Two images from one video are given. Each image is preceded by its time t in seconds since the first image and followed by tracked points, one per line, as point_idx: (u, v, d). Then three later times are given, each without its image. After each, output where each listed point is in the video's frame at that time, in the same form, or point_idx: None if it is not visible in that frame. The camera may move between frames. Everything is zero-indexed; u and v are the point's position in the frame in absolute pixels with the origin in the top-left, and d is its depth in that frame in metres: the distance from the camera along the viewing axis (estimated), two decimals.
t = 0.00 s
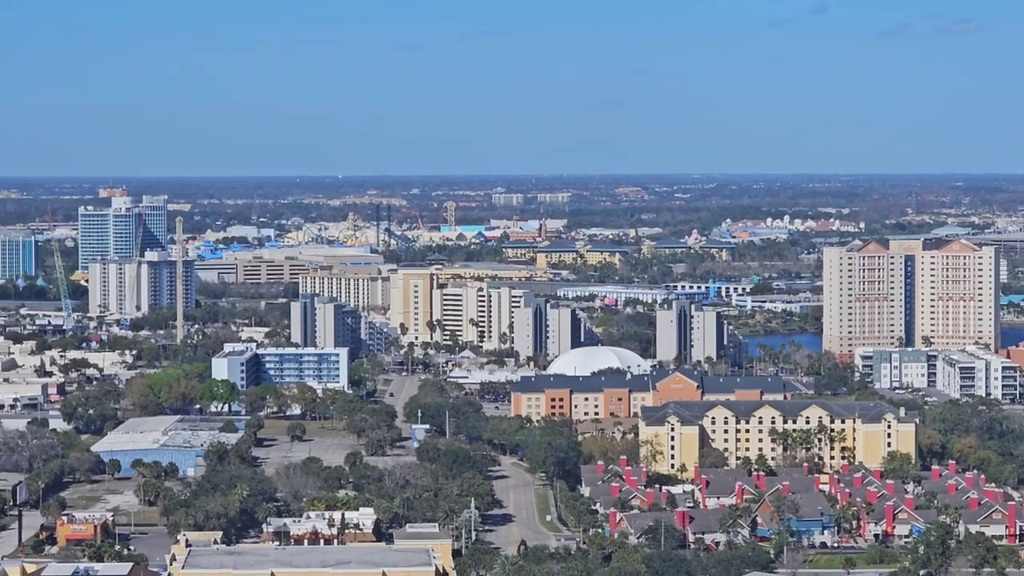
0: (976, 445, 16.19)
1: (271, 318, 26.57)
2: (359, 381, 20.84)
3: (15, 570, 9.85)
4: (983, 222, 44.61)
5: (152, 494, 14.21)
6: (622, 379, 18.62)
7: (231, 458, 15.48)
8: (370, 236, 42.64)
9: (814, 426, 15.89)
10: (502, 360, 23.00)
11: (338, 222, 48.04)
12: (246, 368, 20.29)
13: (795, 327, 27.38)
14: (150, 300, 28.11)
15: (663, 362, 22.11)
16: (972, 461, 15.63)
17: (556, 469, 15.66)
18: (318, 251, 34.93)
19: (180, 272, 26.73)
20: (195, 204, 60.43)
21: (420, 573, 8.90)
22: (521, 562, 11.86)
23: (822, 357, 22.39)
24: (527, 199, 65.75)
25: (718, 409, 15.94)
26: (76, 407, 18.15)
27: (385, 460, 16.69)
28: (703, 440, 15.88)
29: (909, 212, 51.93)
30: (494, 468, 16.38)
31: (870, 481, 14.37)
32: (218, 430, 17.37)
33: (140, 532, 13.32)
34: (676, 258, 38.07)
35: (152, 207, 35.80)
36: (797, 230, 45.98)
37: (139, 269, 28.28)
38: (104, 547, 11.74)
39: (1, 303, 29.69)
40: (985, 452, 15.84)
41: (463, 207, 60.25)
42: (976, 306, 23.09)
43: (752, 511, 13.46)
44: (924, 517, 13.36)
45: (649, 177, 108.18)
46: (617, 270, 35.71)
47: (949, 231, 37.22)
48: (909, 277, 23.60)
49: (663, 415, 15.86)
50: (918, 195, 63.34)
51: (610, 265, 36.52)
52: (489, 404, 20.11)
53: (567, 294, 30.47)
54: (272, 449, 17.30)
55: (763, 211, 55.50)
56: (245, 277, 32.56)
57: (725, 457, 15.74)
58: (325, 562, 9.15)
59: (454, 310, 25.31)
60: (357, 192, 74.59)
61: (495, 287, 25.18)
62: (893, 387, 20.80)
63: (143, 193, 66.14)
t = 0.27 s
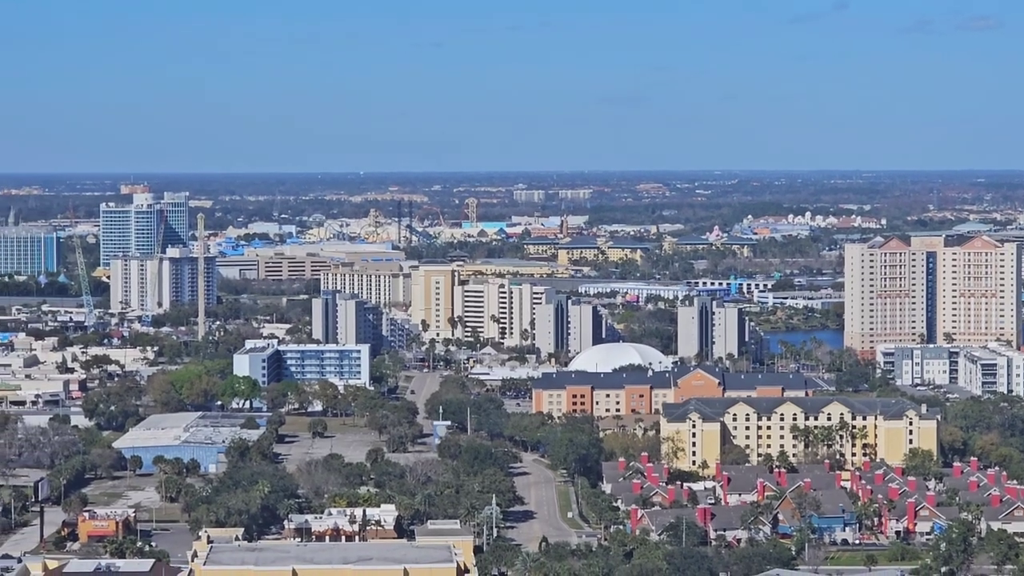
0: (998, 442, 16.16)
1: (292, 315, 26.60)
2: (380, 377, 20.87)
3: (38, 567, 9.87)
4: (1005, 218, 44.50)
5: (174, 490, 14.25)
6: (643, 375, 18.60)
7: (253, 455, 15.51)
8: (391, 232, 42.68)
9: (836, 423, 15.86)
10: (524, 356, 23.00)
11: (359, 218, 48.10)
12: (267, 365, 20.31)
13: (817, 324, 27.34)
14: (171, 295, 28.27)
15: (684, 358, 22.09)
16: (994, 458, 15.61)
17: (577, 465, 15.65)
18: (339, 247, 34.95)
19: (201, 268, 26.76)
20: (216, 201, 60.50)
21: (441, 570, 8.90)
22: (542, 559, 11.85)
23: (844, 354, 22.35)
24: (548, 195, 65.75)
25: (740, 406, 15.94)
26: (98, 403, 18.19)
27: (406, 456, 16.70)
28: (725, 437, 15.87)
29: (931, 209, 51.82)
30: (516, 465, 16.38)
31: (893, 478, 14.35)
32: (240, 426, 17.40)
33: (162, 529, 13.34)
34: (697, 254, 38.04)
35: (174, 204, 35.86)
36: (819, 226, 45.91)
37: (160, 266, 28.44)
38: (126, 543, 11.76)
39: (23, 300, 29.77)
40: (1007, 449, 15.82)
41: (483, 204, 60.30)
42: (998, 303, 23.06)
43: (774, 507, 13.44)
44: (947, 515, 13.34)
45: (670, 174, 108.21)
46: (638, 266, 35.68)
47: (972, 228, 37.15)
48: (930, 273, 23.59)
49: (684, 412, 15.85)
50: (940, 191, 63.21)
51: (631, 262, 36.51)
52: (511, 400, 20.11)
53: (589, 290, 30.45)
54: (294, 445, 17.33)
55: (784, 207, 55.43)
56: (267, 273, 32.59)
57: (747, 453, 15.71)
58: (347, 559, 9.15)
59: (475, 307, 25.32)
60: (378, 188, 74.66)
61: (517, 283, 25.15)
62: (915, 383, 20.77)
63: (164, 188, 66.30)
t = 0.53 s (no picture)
0: (1022, 440, 16.11)
1: (316, 312, 26.61)
2: (404, 375, 20.90)
3: (64, 565, 9.89)
4: None
5: (197, 488, 14.31)
6: (666, 373, 18.59)
7: (277, 452, 15.53)
8: (414, 229, 42.68)
9: (859, 420, 15.83)
10: (548, 353, 22.98)
11: (383, 216, 48.12)
12: (291, 362, 20.34)
13: (840, 321, 27.29)
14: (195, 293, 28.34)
15: (708, 356, 22.06)
16: (1018, 456, 15.56)
17: (601, 463, 15.64)
18: (362, 245, 34.97)
19: (225, 266, 26.79)
20: (240, 198, 60.58)
21: (464, 569, 8.91)
22: (565, 556, 11.85)
23: (867, 352, 22.30)
24: (572, 192, 65.71)
25: (763, 403, 15.93)
26: (122, 401, 18.23)
27: (429, 454, 16.71)
28: (749, 434, 15.85)
29: (955, 206, 51.70)
30: (539, 462, 16.38)
31: (916, 475, 14.30)
32: (264, 424, 17.42)
33: (186, 525, 13.37)
34: (721, 251, 37.99)
35: (198, 201, 35.91)
36: (843, 224, 45.81)
37: (184, 263, 28.51)
38: (150, 540, 11.78)
39: (48, 297, 29.85)
40: None
41: (507, 201, 60.31)
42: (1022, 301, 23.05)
43: (797, 505, 13.42)
44: (970, 513, 13.31)
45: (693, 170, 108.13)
46: (662, 263, 35.64)
47: (996, 226, 37.03)
48: (955, 271, 23.56)
49: (708, 410, 15.83)
50: (965, 189, 63.07)
51: (655, 259, 36.47)
52: (534, 398, 20.11)
53: (612, 287, 30.42)
54: (318, 442, 17.35)
55: (808, 204, 55.36)
56: (291, 271, 32.61)
57: (770, 451, 15.69)
58: (370, 556, 9.15)
59: (499, 305, 25.30)
60: (402, 185, 74.69)
61: (540, 280, 25.13)
62: (939, 381, 20.73)
63: (188, 185, 66.41)
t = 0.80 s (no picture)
0: None
1: (342, 310, 26.58)
2: (430, 372, 20.86)
3: (90, 562, 9.86)
4: None
5: (224, 486, 14.30)
6: (692, 371, 18.53)
7: (303, 450, 15.49)
8: (440, 227, 42.64)
9: (886, 419, 15.73)
10: (574, 352, 22.92)
11: (409, 214, 48.09)
12: (317, 360, 20.32)
13: (867, 320, 27.17)
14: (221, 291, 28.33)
15: (734, 354, 21.98)
16: None
17: (627, 461, 15.57)
18: (388, 243, 34.94)
19: (251, 264, 26.78)
20: (266, 195, 60.62)
21: (489, 567, 8.86)
22: (591, 555, 11.79)
23: (894, 350, 22.19)
24: (598, 190, 65.64)
25: (790, 402, 15.86)
26: (148, 399, 18.22)
27: (455, 452, 16.66)
28: (775, 433, 15.77)
29: (982, 204, 51.50)
30: (565, 461, 16.32)
31: (943, 474, 14.23)
32: (289, 422, 17.39)
33: (212, 524, 13.34)
34: (747, 249, 37.88)
35: (224, 199, 35.91)
36: (870, 222, 45.66)
37: (210, 261, 28.50)
38: (176, 539, 11.75)
39: (74, 295, 29.87)
40: None
41: (533, 200, 60.23)
42: None
43: (823, 503, 13.36)
44: (997, 511, 13.24)
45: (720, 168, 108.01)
46: (688, 262, 35.56)
47: None
48: (982, 269, 23.44)
49: (734, 408, 15.76)
50: (992, 187, 62.83)
51: (681, 257, 36.38)
52: (560, 396, 20.05)
53: (638, 285, 30.34)
54: (343, 441, 17.32)
55: (834, 202, 55.21)
56: (317, 269, 32.59)
57: (796, 450, 15.61)
58: (397, 555, 9.10)
59: (525, 303, 25.25)
60: (428, 183, 74.69)
61: (566, 278, 25.07)
62: (965, 379, 20.61)
63: (215, 184, 66.47)
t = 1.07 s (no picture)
0: None
1: (369, 308, 26.58)
2: (457, 371, 20.84)
3: (117, 561, 9.86)
4: None
5: (251, 484, 14.29)
6: (720, 370, 18.47)
7: (329, 449, 15.48)
8: (467, 226, 42.64)
9: (913, 418, 15.68)
10: (600, 351, 22.89)
11: (436, 212, 48.10)
12: (344, 359, 20.32)
13: (894, 319, 27.09)
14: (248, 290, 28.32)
15: (761, 353, 21.91)
16: None
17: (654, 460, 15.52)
18: (416, 242, 34.98)
19: (278, 262, 26.80)
20: (293, 194, 60.70)
21: (518, 566, 8.82)
22: (618, 554, 11.76)
23: (921, 349, 22.11)
24: (625, 189, 65.61)
25: (817, 400, 15.79)
26: (175, 398, 18.23)
27: (482, 451, 16.64)
28: (802, 432, 15.71)
29: (1011, 203, 51.32)
30: (592, 460, 16.29)
31: (970, 473, 14.17)
32: (316, 420, 17.39)
33: (239, 522, 13.34)
34: (774, 248, 37.79)
35: (251, 198, 35.93)
36: (897, 221, 45.54)
37: (237, 259, 28.50)
38: (202, 537, 11.74)
39: (102, 294, 29.91)
40: None
41: (560, 198, 60.31)
42: None
43: (850, 503, 13.31)
44: None
45: (746, 167, 108.00)
46: (715, 261, 35.49)
47: None
48: (1009, 267, 23.38)
49: (761, 407, 15.71)
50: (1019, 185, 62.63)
51: (708, 256, 36.32)
52: (587, 395, 20.01)
53: (665, 284, 30.30)
54: (370, 439, 17.31)
55: (862, 201, 55.08)
56: (343, 268, 32.59)
57: (823, 449, 15.55)
58: (423, 554, 9.08)
59: (552, 302, 25.21)
60: (456, 182, 74.71)
61: (593, 277, 25.03)
62: (993, 378, 20.51)
63: (242, 183, 66.63)
